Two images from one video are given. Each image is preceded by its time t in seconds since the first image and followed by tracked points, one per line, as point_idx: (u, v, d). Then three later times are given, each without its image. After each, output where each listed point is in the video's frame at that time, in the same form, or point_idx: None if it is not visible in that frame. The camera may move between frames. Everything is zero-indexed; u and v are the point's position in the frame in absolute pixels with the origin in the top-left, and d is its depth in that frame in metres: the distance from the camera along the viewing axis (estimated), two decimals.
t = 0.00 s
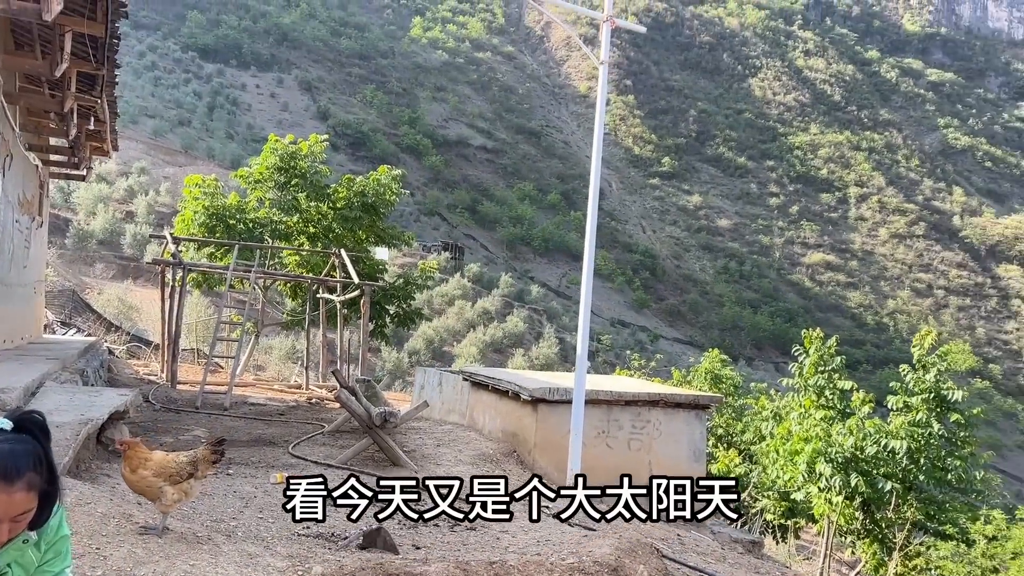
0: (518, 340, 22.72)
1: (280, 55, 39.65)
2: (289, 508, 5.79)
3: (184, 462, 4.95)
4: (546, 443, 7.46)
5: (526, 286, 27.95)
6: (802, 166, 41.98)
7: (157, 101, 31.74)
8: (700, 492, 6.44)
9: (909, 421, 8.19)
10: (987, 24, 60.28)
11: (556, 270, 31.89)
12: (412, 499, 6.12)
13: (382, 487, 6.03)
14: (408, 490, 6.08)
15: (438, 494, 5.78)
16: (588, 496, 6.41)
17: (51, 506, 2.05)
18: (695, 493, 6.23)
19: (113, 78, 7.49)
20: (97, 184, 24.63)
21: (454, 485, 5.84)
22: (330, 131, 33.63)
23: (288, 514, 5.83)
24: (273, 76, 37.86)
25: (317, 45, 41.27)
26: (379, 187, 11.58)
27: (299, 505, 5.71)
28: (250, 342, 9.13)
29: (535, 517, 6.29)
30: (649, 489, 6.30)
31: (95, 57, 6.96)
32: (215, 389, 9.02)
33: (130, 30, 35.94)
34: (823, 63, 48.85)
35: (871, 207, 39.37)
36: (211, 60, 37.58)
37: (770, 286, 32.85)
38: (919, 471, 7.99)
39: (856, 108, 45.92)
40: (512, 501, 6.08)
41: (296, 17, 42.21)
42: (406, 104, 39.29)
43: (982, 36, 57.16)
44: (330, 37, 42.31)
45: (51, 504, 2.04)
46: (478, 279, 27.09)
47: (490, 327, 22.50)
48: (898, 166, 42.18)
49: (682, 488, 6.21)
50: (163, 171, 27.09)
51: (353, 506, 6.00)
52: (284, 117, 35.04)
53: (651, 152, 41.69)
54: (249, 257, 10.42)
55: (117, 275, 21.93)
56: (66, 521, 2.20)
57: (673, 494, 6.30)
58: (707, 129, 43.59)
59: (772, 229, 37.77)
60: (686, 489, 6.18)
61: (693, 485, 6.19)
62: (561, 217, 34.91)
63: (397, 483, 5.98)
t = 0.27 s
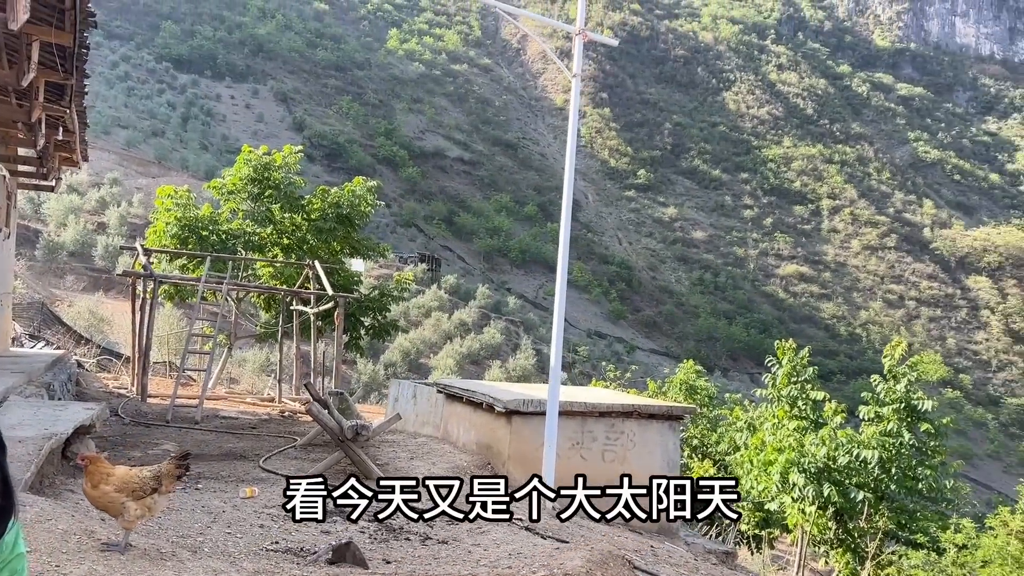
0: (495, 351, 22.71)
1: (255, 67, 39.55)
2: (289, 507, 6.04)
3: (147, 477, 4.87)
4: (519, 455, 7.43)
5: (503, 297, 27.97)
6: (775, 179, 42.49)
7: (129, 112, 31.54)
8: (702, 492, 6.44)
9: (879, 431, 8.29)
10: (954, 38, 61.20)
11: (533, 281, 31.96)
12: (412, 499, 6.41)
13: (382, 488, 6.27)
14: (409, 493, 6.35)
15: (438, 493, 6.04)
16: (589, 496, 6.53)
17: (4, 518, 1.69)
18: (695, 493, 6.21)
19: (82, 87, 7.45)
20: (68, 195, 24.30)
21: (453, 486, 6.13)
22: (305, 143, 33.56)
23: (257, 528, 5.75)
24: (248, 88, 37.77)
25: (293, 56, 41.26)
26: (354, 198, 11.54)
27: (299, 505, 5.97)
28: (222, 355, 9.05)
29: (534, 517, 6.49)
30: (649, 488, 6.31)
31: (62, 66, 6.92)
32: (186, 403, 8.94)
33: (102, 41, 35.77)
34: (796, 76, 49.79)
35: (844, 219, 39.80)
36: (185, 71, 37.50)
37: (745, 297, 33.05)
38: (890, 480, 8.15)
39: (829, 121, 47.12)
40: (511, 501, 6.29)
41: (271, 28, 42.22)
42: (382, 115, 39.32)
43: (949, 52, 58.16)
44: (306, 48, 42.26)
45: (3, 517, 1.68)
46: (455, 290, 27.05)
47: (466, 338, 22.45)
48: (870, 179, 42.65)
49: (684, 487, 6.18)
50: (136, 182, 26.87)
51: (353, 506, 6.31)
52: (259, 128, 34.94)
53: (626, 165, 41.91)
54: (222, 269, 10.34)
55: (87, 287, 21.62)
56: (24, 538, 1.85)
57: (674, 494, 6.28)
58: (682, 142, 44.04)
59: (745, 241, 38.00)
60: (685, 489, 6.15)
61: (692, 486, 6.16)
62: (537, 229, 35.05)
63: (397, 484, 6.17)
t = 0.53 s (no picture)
0: (473, 361, 22.68)
1: (232, 76, 39.39)
2: (291, 508, 6.20)
3: (113, 493, 4.79)
4: (494, 466, 7.40)
5: (481, 307, 27.97)
6: (751, 190, 42.90)
7: (104, 120, 31.25)
8: (701, 493, 6.46)
9: (853, 441, 8.36)
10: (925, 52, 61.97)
11: (511, 291, 32.01)
12: (411, 499, 6.52)
13: (382, 489, 6.41)
14: (409, 491, 6.47)
15: (438, 494, 6.14)
16: (589, 496, 6.72)
17: None
18: (692, 494, 6.21)
19: (52, 95, 7.39)
20: (40, 204, 23.96)
21: (452, 486, 6.21)
22: (282, 152, 33.42)
23: (227, 542, 5.65)
24: (225, 97, 37.62)
25: (270, 65, 41.21)
26: (331, 208, 11.52)
27: (299, 505, 6.12)
28: (195, 365, 8.95)
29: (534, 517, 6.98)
30: (649, 488, 6.31)
31: (31, 75, 6.85)
32: (158, 415, 8.86)
33: (76, 48, 35.51)
34: (771, 89, 50.64)
35: (818, 230, 40.18)
36: (161, 79, 37.29)
37: (721, 308, 33.23)
38: (864, 489, 8.18)
39: (804, 133, 47.53)
40: (511, 501, 6.35)
41: (249, 37, 42.13)
42: (360, 125, 39.25)
43: (921, 66, 59.04)
44: (284, 57, 42.18)
45: None
46: (433, 300, 26.99)
47: (445, 348, 22.37)
48: (844, 191, 43.35)
49: (684, 487, 6.19)
50: (110, 192, 26.59)
51: (353, 506, 6.46)
52: (235, 137, 34.75)
53: (604, 176, 42.10)
54: (196, 278, 10.25)
55: (59, 296, 21.30)
56: None
57: (674, 494, 6.27)
58: (659, 153, 44.39)
59: (722, 251, 38.28)
60: (685, 489, 6.15)
61: (691, 486, 6.16)
62: (515, 238, 35.13)
63: (397, 485, 6.31)
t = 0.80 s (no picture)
0: (453, 370, 22.63)
1: (211, 83, 39.16)
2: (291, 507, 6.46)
3: (84, 507, 4.72)
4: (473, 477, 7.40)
5: (461, 315, 27.96)
6: (729, 199, 43.24)
7: (79, 126, 30.89)
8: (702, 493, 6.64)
9: (830, 449, 8.44)
10: (899, 64, 62.93)
11: (491, 299, 32.04)
12: (412, 499, 6.69)
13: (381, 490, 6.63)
14: (408, 492, 6.65)
15: (438, 494, 6.23)
16: (589, 496, 6.59)
17: None
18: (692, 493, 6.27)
19: (25, 102, 7.29)
20: (12, 210, 23.62)
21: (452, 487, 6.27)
22: (260, 159, 33.23)
23: (200, 554, 5.52)
24: (203, 103, 37.39)
25: (249, 73, 41.04)
26: (309, 216, 11.47)
27: (300, 505, 6.36)
28: (172, 375, 8.85)
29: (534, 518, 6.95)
30: (649, 489, 6.40)
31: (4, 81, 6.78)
32: (134, 425, 8.78)
33: (52, 54, 35.17)
34: (749, 100, 51.14)
35: (796, 239, 40.54)
36: (138, 86, 37.00)
37: (699, 315, 33.43)
38: (841, 497, 8.24)
39: (781, 143, 48.26)
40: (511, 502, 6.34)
41: (228, 44, 41.90)
42: (339, 133, 39.13)
43: (896, 78, 59.83)
44: (263, 65, 42.01)
45: None
46: (413, 308, 26.91)
47: (424, 356, 22.29)
48: (821, 200, 43.77)
49: (684, 488, 6.27)
50: (85, 199, 26.24)
51: (353, 506, 6.66)
52: (213, 144, 34.51)
53: (584, 184, 42.25)
54: (172, 287, 10.17)
55: (31, 304, 20.99)
56: None
57: (673, 495, 6.34)
58: (638, 163, 44.66)
59: (700, 259, 38.62)
60: (685, 489, 6.21)
61: (691, 486, 6.23)
62: (495, 246, 35.17)
63: (396, 484, 6.44)
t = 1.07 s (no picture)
0: (434, 376, 22.59)
1: (190, 86, 38.87)
2: (291, 506, 6.63)
3: (59, 516, 4.64)
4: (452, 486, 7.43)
5: (443, 321, 27.93)
6: (709, 207, 43.55)
7: (57, 129, 30.48)
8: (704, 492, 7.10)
9: (809, 455, 8.46)
10: (877, 73, 63.64)
11: (472, 305, 32.04)
12: (412, 499, 6.90)
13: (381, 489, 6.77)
14: (407, 491, 6.83)
15: (438, 493, 6.50)
16: (589, 497, 6.82)
17: None
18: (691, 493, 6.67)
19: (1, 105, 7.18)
20: None
21: (452, 487, 6.55)
22: (240, 164, 33.00)
23: (177, 561, 5.36)
24: (182, 107, 37.10)
25: (229, 77, 40.80)
26: (290, 222, 11.42)
27: (300, 505, 6.54)
28: (150, 381, 8.76)
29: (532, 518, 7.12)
30: (650, 489, 6.76)
31: None
32: (109, 433, 8.71)
33: (29, 56, 34.75)
34: (729, 108, 51.61)
35: (775, 246, 40.89)
36: (117, 89, 36.62)
37: (679, 322, 33.61)
38: (819, 503, 8.28)
39: (760, 151, 48.77)
40: (511, 501, 6.54)
41: (208, 48, 41.61)
42: (320, 137, 38.99)
43: (873, 87, 60.57)
44: (243, 69, 41.79)
45: None
46: (394, 313, 26.84)
47: (405, 363, 22.23)
48: (799, 208, 44.20)
49: (683, 488, 6.64)
50: (62, 203, 25.86)
51: (353, 506, 6.80)
52: (193, 148, 34.25)
53: (566, 191, 42.44)
54: (150, 292, 10.11)
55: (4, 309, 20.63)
56: None
57: (673, 495, 6.74)
58: (619, 170, 44.88)
59: (680, 266, 38.77)
60: (684, 489, 6.57)
61: (690, 486, 6.60)
62: (476, 253, 35.20)
63: (397, 485, 6.66)
